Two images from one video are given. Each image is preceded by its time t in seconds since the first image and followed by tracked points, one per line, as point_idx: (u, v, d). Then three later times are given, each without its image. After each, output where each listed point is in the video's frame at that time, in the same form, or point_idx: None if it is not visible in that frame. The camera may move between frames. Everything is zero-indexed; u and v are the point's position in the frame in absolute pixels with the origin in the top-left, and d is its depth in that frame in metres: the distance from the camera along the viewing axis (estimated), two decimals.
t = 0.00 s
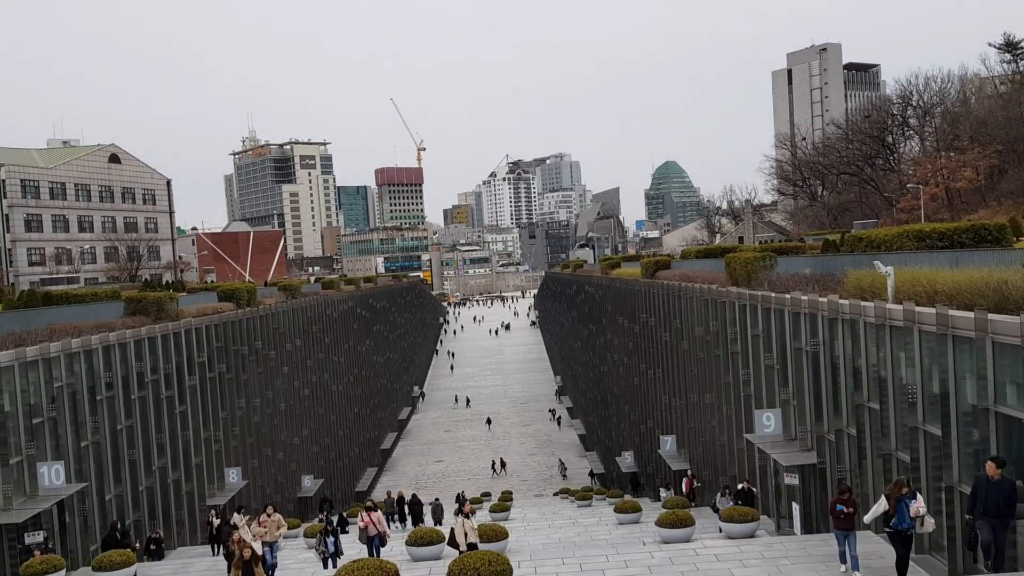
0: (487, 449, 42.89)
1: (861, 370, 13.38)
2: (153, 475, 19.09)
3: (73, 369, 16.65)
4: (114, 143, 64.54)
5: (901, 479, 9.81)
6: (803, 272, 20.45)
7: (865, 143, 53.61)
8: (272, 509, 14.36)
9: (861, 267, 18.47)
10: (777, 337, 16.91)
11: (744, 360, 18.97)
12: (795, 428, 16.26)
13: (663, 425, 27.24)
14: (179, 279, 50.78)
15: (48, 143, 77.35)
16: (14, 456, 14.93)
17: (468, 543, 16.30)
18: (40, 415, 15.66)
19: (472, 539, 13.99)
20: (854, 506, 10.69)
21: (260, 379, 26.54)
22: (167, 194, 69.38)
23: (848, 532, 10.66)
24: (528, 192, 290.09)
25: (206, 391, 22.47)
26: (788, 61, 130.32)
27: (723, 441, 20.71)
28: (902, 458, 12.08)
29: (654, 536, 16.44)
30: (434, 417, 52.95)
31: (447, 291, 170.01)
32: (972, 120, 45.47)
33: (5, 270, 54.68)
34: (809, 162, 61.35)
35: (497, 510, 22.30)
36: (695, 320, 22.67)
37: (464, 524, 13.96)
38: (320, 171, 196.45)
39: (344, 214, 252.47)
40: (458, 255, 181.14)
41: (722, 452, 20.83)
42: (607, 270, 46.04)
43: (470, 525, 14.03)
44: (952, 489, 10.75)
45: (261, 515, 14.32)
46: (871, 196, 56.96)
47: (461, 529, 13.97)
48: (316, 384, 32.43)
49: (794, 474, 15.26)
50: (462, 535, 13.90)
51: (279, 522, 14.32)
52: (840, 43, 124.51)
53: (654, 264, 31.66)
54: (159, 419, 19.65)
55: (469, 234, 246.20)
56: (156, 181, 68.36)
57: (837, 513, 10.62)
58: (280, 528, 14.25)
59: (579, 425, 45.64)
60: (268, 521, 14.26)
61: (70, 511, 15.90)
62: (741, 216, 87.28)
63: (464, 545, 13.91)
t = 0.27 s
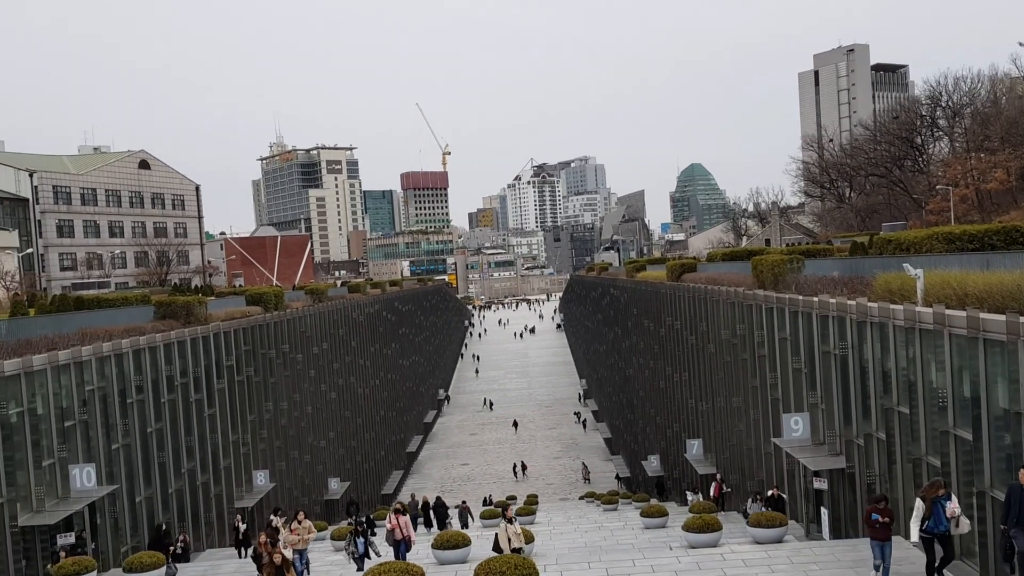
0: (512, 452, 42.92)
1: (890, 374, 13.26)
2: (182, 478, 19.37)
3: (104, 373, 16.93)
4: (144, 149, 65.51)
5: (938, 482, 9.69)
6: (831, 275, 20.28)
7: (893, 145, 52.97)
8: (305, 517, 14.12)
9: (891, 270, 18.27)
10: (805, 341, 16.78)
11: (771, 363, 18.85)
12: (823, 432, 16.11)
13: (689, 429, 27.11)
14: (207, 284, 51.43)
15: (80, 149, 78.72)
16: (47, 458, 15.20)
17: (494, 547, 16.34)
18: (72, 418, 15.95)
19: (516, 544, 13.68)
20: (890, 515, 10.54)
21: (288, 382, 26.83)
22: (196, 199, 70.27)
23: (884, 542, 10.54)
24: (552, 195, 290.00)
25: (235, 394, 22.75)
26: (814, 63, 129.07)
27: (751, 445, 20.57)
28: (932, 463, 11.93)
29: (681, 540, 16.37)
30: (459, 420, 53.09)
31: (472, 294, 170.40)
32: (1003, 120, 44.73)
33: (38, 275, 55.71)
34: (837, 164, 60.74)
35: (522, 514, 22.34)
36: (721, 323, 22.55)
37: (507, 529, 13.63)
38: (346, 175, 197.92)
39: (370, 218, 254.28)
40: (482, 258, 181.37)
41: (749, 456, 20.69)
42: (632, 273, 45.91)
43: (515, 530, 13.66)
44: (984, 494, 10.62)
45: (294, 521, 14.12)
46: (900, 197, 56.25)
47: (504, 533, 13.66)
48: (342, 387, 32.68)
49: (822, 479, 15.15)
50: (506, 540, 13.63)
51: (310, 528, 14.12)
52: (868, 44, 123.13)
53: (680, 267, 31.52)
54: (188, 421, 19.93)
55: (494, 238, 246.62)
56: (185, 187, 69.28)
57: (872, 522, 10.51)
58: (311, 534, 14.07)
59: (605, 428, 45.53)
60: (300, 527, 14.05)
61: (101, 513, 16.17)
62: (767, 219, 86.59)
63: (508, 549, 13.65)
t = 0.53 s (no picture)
0: (535, 458, 42.87)
1: (916, 379, 13.12)
2: (208, 483, 19.58)
3: (131, 379, 17.18)
4: (170, 158, 66.36)
5: (974, 486, 9.53)
6: (856, 279, 20.10)
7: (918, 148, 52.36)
8: (332, 524, 14.06)
9: (916, 274, 18.08)
10: (829, 346, 16.64)
11: (795, 368, 18.71)
12: (849, 438, 15.96)
13: (713, 435, 26.94)
14: (232, 290, 51.97)
15: (107, 158, 79.95)
16: (75, 463, 15.43)
17: (517, 553, 16.35)
18: (99, 424, 16.20)
19: (556, 554, 12.80)
20: (921, 526, 10.43)
21: (312, 388, 27.04)
22: (221, 206, 71.03)
23: (916, 554, 10.43)
24: (574, 200, 289.72)
25: (259, 400, 22.96)
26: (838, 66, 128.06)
27: (775, 451, 20.42)
28: (960, 469, 11.79)
29: (705, 547, 16.29)
30: (481, 426, 53.15)
31: (493, 300, 170.59)
32: None
33: (66, 282, 56.62)
34: (861, 168, 60.12)
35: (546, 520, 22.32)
36: (745, 328, 22.40)
37: (546, 539, 12.73)
38: (369, 182, 199.10)
39: (393, 225, 255.61)
40: (504, 264, 181.42)
41: (774, 462, 20.53)
42: (654, 278, 45.74)
43: (557, 541, 12.78)
44: (1013, 501, 10.49)
45: (321, 528, 14.07)
46: (925, 201, 55.53)
47: (542, 544, 12.74)
48: (365, 392, 32.86)
49: (849, 485, 15.04)
50: (544, 549, 12.74)
51: (338, 535, 14.10)
52: (892, 46, 121.88)
53: (703, 271, 31.37)
54: (213, 427, 20.15)
55: (516, 243, 246.80)
56: (210, 194, 70.07)
57: (903, 534, 10.41)
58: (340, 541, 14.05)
59: (627, 434, 45.36)
60: (329, 534, 14.00)
61: (127, 518, 16.39)
62: (791, 223, 85.88)
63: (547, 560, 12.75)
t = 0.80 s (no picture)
0: (552, 464, 42.80)
1: (936, 386, 13.02)
2: (226, 488, 19.72)
3: (150, 385, 17.35)
4: (188, 166, 66.98)
5: (1003, 490, 9.49)
6: (874, 285, 19.97)
7: (937, 152, 51.88)
8: (355, 533, 14.35)
9: (935, 279, 17.96)
10: (848, 351, 16.53)
11: (813, 374, 18.60)
12: (868, 444, 15.82)
13: (730, 441, 26.83)
14: (250, 296, 52.36)
15: (126, 166, 80.86)
16: (95, 469, 15.61)
17: (534, 559, 16.35)
18: (118, 429, 16.37)
19: (589, 563, 12.54)
20: (945, 538, 10.38)
21: (329, 394, 27.17)
22: (239, 213, 71.55)
23: (940, 566, 10.35)
24: (590, 206, 289.51)
25: (277, 406, 23.11)
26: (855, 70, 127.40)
27: (793, 458, 20.29)
28: (981, 475, 11.67)
29: (723, 554, 16.20)
30: (498, 431, 53.18)
31: (509, 306, 170.61)
32: None
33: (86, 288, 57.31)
34: (879, 172, 59.68)
35: (562, 526, 22.29)
36: (763, 334, 22.30)
37: (580, 547, 12.48)
38: (385, 189, 199.93)
39: (409, 231, 256.53)
40: (520, 270, 181.42)
41: (792, 469, 20.41)
42: (671, 283, 45.62)
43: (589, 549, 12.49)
44: None
45: (344, 537, 14.30)
46: (945, 205, 55.01)
47: (575, 553, 12.48)
48: (382, 398, 32.99)
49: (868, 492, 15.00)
50: (578, 559, 12.41)
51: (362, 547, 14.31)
52: (910, 50, 121.04)
53: (720, 277, 31.24)
54: (231, 432, 20.30)
55: (532, 249, 246.92)
56: (228, 201, 70.63)
57: (928, 547, 10.35)
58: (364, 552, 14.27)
59: (644, 440, 45.21)
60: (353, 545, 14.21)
61: (146, 523, 16.54)
62: (809, 228, 85.35)
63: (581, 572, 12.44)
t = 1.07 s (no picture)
0: (570, 473, 42.67)
1: (957, 396, 12.89)
2: (244, 496, 19.84)
3: (170, 394, 17.51)
4: (208, 176, 67.60)
5: None
6: (894, 293, 19.82)
7: (956, 159, 51.37)
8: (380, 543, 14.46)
9: (956, 287, 17.79)
10: (868, 360, 16.40)
11: (833, 384, 18.47)
12: (889, 454, 15.67)
13: (749, 451, 26.65)
14: (268, 306, 52.71)
15: (147, 176, 81.77)
16: (115, 477, 15.76)
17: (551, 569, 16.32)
18: (138, 438, 16.51)
19: None
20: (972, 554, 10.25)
21: (347, 403, 27.29)
22: (258, 223, 72.11)
23: None
24: (607, 214, 289.21)
25: (295, 415, 23.23)
26: (873, 78, 126.53)
27: (813, 468, 20.12)
28: (1004, 486, 11.52)
29: (743, 564, 16.09)
30: (515, 440, 53.10)
31: (527, 314, 170.58)
32: None
33: (107, 298, 57.96)
34: (898, 180, 59.17)
35: (580, 536, 22.22)
36: (781, 343, 22.17)
37: (615, 562, 12.42)
38: (402, 198, 200.83)
39: (427, 240, 257.48)
40: (537, 279, 181.41)
41: (812, 479, 20.27)
42: (688, 292, 45.42)
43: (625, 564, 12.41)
44: None
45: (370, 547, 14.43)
46: (965, 213, 54.41)
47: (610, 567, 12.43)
48: (399, 407, 33.06)
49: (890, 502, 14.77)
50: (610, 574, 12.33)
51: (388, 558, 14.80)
52: (929, 57, 120.15)
53: (738, 285, 31.07)
54: (250, 441, 20.42)
55: (549, 258, 246.89)
56: (247, 211, 71.17)
57: (954, 561, 10.24)
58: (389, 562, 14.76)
59: (662, 450, 44.97)
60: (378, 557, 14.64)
61: (166, 531, 16.66)
62: (828, 236, 84.75)
63: None
